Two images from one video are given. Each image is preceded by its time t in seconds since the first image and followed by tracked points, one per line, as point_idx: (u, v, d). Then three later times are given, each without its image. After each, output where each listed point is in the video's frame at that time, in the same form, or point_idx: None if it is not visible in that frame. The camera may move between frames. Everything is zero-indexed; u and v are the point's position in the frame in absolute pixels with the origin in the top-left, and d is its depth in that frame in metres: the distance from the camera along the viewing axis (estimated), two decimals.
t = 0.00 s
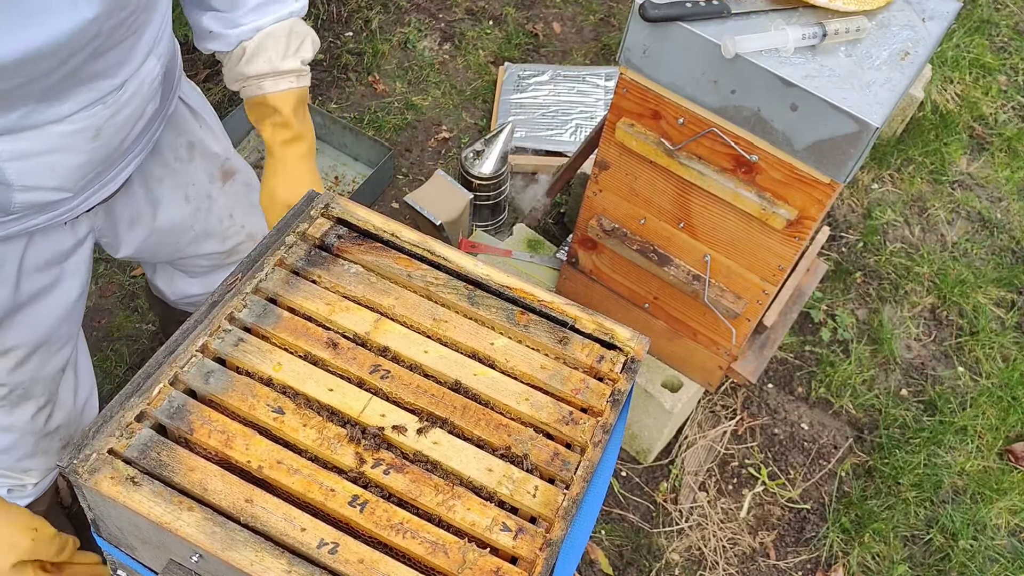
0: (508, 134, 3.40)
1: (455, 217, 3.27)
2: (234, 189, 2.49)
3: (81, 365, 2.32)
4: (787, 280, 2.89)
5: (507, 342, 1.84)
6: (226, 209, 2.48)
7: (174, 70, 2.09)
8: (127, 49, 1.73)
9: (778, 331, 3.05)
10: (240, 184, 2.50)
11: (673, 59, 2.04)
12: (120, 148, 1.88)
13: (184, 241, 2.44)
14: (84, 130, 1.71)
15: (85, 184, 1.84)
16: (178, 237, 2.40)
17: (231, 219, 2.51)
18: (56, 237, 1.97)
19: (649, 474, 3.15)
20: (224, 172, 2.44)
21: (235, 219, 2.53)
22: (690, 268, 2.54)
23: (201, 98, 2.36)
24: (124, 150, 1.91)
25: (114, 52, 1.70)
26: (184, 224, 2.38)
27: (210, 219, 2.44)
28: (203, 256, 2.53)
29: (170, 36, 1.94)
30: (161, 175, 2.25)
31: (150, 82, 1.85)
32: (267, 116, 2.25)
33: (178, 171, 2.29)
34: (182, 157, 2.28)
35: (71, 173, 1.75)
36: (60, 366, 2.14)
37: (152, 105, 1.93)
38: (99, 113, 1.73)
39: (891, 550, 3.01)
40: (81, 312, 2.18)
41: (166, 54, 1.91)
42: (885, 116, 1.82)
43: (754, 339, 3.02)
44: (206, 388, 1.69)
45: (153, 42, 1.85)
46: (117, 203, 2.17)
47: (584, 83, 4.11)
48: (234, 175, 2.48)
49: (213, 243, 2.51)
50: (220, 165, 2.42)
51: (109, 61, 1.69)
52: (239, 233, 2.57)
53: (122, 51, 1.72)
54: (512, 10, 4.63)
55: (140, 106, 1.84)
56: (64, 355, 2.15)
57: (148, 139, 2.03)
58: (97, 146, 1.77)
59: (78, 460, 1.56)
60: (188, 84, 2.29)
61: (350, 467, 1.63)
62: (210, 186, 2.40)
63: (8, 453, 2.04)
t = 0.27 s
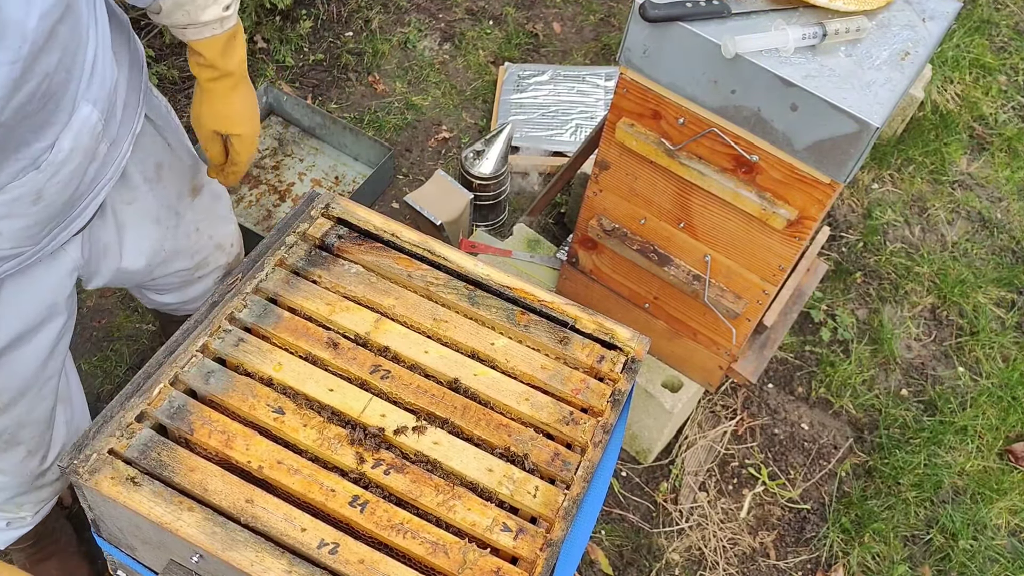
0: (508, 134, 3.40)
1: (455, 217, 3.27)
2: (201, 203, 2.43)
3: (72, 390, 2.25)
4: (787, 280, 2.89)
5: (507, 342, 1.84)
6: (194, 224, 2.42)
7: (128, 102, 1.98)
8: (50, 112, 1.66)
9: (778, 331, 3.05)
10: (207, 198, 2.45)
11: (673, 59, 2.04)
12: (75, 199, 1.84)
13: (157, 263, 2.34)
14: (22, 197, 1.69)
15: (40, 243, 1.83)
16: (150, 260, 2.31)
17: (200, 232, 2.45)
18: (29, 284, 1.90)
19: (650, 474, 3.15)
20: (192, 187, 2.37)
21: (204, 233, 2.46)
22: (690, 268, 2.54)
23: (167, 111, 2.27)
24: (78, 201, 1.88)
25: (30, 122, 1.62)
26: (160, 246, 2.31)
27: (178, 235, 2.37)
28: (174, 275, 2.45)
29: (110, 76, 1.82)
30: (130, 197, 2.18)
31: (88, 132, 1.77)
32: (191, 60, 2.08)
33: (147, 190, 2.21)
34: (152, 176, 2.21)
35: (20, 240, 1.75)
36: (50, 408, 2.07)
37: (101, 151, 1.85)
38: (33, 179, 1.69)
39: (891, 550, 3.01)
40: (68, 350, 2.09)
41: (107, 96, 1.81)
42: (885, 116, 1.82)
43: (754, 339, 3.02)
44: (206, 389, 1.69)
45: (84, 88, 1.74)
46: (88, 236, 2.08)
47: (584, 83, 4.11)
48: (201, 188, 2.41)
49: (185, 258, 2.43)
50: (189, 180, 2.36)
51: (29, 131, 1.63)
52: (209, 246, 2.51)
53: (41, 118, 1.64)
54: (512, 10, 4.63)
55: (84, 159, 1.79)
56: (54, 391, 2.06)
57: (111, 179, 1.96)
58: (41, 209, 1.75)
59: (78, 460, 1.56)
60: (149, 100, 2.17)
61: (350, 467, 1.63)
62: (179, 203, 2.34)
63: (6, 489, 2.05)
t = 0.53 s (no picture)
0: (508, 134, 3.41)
1: (455, 217, 3.27)
2: (196, 223, 2.33)
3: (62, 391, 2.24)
4: (787, 281, 2.89)
5: (507, 342, 1.84)
6: (186, 243, 2.32)
7: (107, 90, 2.00)
8: (26, 84, 1.69)
9: (778, 331, 3.05)
10: (203, 218, 2.34)
11: (673, 59, 2.04)
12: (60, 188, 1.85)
13: (131, 275, 2.29)
14: (7, 182, 1.67)
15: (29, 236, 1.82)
16: (123, 270, 2.27)
17: (190, 253, 2.35)
18: None
19: (649, 474, 3.15)
20: (185, 207, 2.27)
21: (195, 254, 2.36)
22: (690, 268, 2.54)
23: (150, 123, 2.28)
24: (67, 193, 1.90)
25: (8, 93, 1.64)
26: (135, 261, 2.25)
27: (160, 252, 2.27)
28: (160, 293, 2.37)
29: (83, 53, 1.86)
30: (108, 209, 2.13)
31: (67, 111, 1.79)
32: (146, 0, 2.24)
33: (128, 205, 2.14)
34: (136, 191, 2.14)
35: (8, 231, 1.74)
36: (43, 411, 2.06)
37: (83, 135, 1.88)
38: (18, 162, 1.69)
39: (891, 550, 3.01)
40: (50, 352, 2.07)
41: (81, 74, 1.84)
42: (885, 116, 1.82)
43: (754, 339, 3.02)
44: (206, 389, 1.69)
45: (56, 66, 1.78)
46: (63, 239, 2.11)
47: (584, 83, 4.11)
48: (196, 209, 2.31)
49: (170, 278, 2.35)
50: (181, 199, 2.25)
51: (6, 102, 1.64)
52: (201, 268, 2.41)
53: (18, 88, 1.67)
54: (512, 10, 4.63)
55: (66, 140, 1.80)
56: (43, 393, 2.05)
57: (99, 171, 1.98)
58: (28, 198, 1.74)
59: (78, 460, 1.56)
60: (130, 110, 2.17)
61: (350, 467, 1.63)
62: (169, 222, 2.24)
63: None
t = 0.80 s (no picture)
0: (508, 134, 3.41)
1: (455, 217, 3.27)
2: (192, 243, 2.34)
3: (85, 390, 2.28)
4: (787, 281, 2.89)
5: (507, 342, 1.84)
6: (182, 265, 2.33)
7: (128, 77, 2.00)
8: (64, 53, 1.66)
9: (778, 331, 3.05)
10: (198, 240, 2.35)
11: (673, 59, 2.04)
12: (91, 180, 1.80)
13: (132, 299, 2.26)
14: (46, 153, 1.63)
15: (60, 224, 1.75)
16: (126, 293, 2.23)
17: (186, 277, 2.36)
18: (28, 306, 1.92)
19: (650, 474, 3.15)
20: (184, 227, 2.28)
21: (191, 277, 2.37)
22: (690, 268, 2.54)
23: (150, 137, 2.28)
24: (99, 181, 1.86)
25: (48, 57, 1.61)
26: (138, 284, 2.23)
27: (161, 273, 2.27)
28: (155, 316, 2.36)
29: (114, 34, 1.85)
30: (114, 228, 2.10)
31: (100, 88, 1.77)
32: (158, 8, 2.23)
33: (134, 224, 2.13)
34: (142, 210, 2.13)
35: (45, 210, 1.68)
36: (55, 411, 2.11)
37: (111, 121, 1.85)
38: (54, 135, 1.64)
39: (891, 550, 3.01)
40: (70, 353, 2.11)
41: (112, 53, 1.82)
42: (884, 116, 1.82)
43: (754, 339, 3.02)
44: (206, 389, 1.69)
45: (89, 42, 1.76)
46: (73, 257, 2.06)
47: (584, 83, 4.11)
48: (192, 230, 2.32)
49: (166, 302, 2.34)
50: (180, 219, 2.27)
51: (44, 67, 1.61)
52: (195, 292, 2.41)
53: (56, 55, 1.64)
54: (512, 10, 4.63)
55: (99, 118, 1.77)
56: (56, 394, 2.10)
57: (122, 164, 1.96)
58: (64, 172, 1.69)
59: (78, 460, 1.56)
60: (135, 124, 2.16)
61: (350, 467, 1.63)
62: (169, 242, 2.25)
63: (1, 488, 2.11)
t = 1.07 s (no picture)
0: (508, 134, 3.41)
1: (455, 217, 3.27)
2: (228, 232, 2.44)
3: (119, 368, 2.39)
4: (787, 281, 2.89)
5: (507, 342, 1.84)
6: (219, 249, 2.42)
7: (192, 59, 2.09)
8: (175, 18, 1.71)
9: (778, 331, 3.05)
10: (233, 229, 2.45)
11: (673, 59, 2.04)
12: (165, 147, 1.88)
13: (171, 280, 2.33)
14: (145, 110, 1.69)
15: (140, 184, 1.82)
16: (167, 273, 2.30)
17: (223, 261, 2.44)
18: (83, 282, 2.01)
19: (650, 474, 3.15)
20: (221, 212, 2.39)
21: (227, 261, 2.45)
22: (690, 268, 2.54)
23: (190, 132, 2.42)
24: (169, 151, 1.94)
25: (162, 17, 1.65)
26: (178, 266, 2.30)
27: (200, 255, 2.35)
28: (190, 300, 2.42)
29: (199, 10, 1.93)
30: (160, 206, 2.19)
31: (188, 56, 1.83)
32: None
33: (176, 205, 2.23)
34: (183, 192, 2.24)
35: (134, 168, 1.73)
36: (89, 389, 2.23)
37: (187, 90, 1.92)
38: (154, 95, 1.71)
39: (891, 550, 3.01)
40: (109, 332, 2.22)
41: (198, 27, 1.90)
42: (885, 116, 1.82)
43: (754, 339, 3.02)
44: (206, 389, 1.69)
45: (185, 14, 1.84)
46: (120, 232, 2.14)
47: (584, 83, 4.11)
48: (229, 216, 2.43)
49: (204, 284, 2.41)
50: (218, 204, 2.38)
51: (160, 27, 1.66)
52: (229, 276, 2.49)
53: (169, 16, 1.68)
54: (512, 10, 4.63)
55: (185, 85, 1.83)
56: (92, 373, 2.22)
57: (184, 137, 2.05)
58: (154, 132, 1.75)
59: (77, 460, 1.56)
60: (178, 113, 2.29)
61: (350, 467, 1.63)
62: (209, 225, 2.35)
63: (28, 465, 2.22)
